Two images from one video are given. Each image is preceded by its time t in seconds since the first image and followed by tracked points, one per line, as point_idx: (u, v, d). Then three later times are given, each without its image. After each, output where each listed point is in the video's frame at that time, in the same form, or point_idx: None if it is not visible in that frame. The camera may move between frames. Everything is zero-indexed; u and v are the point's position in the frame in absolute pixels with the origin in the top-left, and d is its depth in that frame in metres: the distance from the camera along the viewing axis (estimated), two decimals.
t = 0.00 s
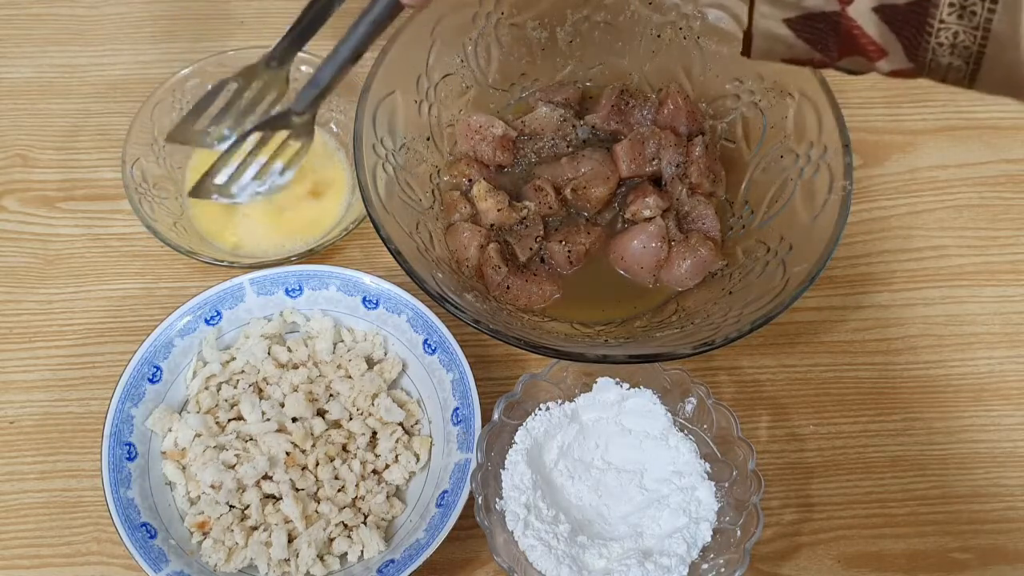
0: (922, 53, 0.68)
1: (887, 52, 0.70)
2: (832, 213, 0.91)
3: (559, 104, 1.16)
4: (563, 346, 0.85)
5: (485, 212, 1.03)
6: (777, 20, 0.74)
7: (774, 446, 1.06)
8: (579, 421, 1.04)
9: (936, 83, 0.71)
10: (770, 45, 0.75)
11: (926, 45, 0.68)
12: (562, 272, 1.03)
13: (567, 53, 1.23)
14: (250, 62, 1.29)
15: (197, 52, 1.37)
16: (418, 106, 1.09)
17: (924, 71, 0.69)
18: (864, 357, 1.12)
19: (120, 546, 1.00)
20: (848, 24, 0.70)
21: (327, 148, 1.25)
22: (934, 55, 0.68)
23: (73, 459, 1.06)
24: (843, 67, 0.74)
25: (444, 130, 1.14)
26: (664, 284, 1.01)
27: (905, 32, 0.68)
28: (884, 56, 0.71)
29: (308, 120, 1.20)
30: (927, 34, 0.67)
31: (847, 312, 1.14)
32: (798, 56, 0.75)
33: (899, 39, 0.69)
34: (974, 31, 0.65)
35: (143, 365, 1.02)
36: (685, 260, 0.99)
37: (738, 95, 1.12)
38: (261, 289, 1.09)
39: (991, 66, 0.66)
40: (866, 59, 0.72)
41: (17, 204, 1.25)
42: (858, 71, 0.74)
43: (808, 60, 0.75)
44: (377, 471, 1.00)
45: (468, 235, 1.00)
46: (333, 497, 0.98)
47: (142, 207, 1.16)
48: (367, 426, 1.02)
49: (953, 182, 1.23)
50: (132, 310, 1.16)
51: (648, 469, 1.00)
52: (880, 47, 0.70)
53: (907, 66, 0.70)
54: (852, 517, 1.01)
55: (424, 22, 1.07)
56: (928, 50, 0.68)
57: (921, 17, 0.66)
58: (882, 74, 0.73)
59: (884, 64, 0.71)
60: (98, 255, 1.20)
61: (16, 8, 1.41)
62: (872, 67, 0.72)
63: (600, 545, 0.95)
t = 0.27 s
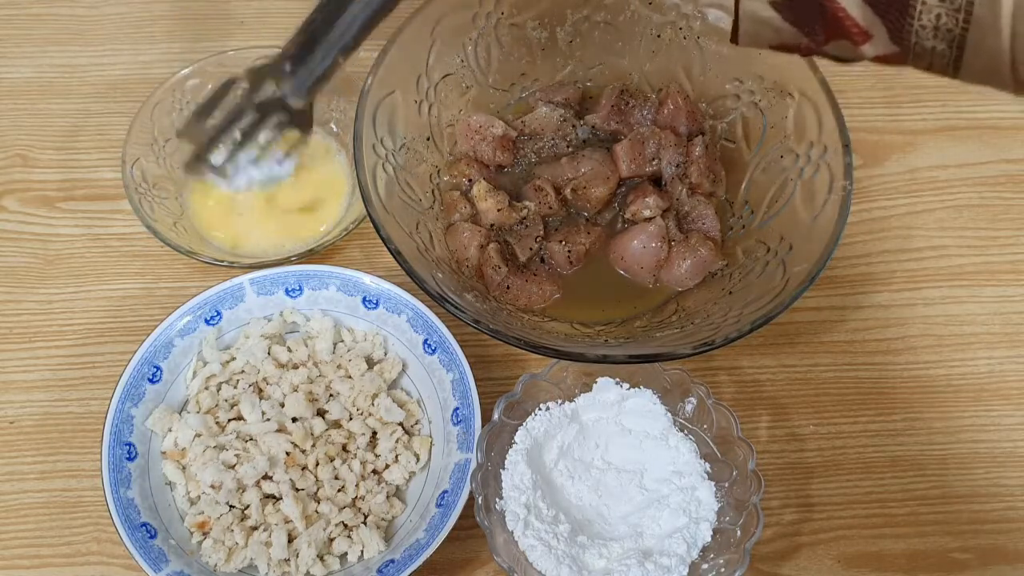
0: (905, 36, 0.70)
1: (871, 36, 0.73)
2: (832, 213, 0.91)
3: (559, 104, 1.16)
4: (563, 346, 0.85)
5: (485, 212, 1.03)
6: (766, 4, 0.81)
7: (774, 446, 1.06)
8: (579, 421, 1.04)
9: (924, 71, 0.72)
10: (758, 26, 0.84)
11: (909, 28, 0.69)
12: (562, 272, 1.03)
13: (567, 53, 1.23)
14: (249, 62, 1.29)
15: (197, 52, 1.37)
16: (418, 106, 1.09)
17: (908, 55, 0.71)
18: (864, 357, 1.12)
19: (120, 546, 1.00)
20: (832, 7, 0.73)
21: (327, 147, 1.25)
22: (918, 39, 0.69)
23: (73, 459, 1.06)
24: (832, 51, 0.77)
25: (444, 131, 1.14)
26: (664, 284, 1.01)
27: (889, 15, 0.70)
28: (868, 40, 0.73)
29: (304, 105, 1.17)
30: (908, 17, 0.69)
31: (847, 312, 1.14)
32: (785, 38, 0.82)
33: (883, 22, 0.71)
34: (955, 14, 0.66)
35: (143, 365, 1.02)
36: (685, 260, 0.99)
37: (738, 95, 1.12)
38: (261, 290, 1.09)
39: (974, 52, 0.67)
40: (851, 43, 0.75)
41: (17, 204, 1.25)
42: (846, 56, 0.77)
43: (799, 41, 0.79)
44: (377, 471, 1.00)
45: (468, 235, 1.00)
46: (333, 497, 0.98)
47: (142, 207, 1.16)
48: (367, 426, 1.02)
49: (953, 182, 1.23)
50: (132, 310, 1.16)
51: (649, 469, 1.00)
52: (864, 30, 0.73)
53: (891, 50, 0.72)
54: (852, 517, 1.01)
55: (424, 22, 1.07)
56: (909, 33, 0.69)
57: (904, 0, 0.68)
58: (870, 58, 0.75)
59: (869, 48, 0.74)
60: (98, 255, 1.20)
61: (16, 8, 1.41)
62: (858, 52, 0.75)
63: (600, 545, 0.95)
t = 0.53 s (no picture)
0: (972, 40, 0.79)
1: (933, 45, 0.81)
2: (832, 213, 0.91)
3: (559, 104, 1.16)
4: (563, 346, 0.85)
5: (485, 212, 1.03)
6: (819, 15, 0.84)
7: (774, 446, 1.06)
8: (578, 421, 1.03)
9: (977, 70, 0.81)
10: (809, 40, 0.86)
11: (975, 35, 0.79)
12: (562, 272, 1.03)
13: (568, 53, 1.23)
14: (250, 62, 1.29)
15: (197, 52, 1.37)
16: (418, 106, 1.09)
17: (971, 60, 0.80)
18: (864, 357, 1.12)
19: (120, 546, 1.00)
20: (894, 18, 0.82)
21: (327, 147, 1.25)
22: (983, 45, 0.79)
23: (73, 459, 1.06)
24: (885, 59, 0.84)
25: (444, 130, 1.14)
26: (664, 284, 1.01)
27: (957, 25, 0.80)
28: (932, 49, 0.82)
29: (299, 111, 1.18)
30: (978, 26, 0.79)
31: (847, 312, 1.14)
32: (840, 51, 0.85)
33: (947, 32, 0.80)
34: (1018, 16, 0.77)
35: (143, 365, 1.02)
36: (685, 260, 0.98)
37: (738, 95, 1.12)
38: (261, 290, 1.09)
39: None
40: (912, 52, 0.83)
41: (17, 204, 1.25)
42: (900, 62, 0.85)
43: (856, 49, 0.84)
44: (377, 471, 1.00)
45: (468, 235, 1.00)
46: (333, 497, 0.98)
47: (142, 207, 1.16)
48: (367, 426, 1.02)
49: (953, 182, 1.23)
50: (132, 310, 1.16)
51: (649, 469, 1.00)
52: (927, 41, 0.82)
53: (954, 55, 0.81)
54: (852, 518, 1.01)
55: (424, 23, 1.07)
56: (977, 40, 0.79)
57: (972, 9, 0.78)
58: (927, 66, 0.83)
59: (933, 54, 0.82)
60: (98, 255, 1.20)
61: (16, 8, 1.41)
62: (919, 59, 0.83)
63: (600, 545, 0.95)
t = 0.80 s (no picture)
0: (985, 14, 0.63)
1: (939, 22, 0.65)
2: (832, 213, 0.91)
3: (559, 104, 1.16)
4: (563, 346, 0.85)
5: (485, 212, 1.03)
6: None
7: (774, 446, 1.06)
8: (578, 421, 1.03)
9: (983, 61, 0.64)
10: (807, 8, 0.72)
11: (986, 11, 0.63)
12: (562, 272, 1.03)
13: (568, 53, 1.22)
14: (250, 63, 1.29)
15: (197, 52, 1.37)
16: (418, 106, 1.09)
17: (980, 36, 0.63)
18: (864, 357, 1.12)
19: (120, 546, 1.00)
20: None
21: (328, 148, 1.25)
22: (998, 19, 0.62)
23: (73, 459, 1.06)
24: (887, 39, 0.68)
25: (444, 131, 1.14)
26: (664, 284, 1.01)
27: None
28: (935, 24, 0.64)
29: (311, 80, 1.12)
30: None
31: (847, 312, 1.14)
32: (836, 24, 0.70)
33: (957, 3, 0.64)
34: None
35: (143, 365, 1.02)
36: (685, 260, 0.98)
37: (738, 95, 1.12)
38: (261, 290, 1.09)
39: None
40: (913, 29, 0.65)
41: (17, 205, 1.25)
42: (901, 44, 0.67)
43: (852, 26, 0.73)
44: (377, 471, 1.00)
45: (468, 235, 1.00)
46: (333, 497, 0.98)
47: (142, 207, 1.16)
48: (367, 426, 1.02)
49: (953, 182, 1.23)
50: (132, 310, 1.16)
51: (649, 469, 1.00)
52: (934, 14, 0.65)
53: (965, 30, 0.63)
54: (852, 518, 1.01)
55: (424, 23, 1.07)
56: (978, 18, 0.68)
57: None
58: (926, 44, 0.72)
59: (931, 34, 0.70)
60: (98, 255, 1.20)
61: (16, 8, 1.41)
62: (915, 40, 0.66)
63: (600, 545, 0.95)
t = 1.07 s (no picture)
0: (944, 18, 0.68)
1: (905, 21, 0.70)
2: (832, 213, 0.91)
3: (559, 104, 1.16)
4: (563, 346, 0.85)
5: (485, 212, 1.03)
6: None
7: (774, 446, 1.06)
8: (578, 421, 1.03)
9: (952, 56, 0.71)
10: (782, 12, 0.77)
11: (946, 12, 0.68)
12: (562, 272, 1.03)
13: (568, 53, 1.23)
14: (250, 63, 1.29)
15: (197, 52, 1.37)
16: (418, 106, 1.09)
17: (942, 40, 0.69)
18: (864, 357, 1.12)
19: (120, 546, 1.00)
20: None
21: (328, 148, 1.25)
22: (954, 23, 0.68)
23: (73, 459, 1.06)
24: (860, 38, 0.73)
25: (444, 131, 1.14)
26: (664, 284, 1.01)
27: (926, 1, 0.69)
28: (901, 25, 0.70)
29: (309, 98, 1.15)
30: None
31: (847, 312, 1.14)
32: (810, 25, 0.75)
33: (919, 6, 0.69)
34: None
35: (143, 365, 1.02)
36: (685, 260, 0.99)
37: (738, 95, 1.12)
38: (261, 290, 1.09)
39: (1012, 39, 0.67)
40: (882, 29, 0.71)
41: (17, 204, 1.25)
42: (872, 44, 0.73)
43: (825, 26, 0.74)
44: (377, 471, 1.00)
45: (468, 235, 1.00)
46: (333, 497, 0.98)
47: (142, 207, 1.16)
48: (367, 426, 1.02)
49: (953, 182, 1.23)
50: (132, 310, 1.16)
51: (648, 468, 1.00)
52: (899, 15, 0.70)
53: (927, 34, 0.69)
54: (852, 517, 1.01)
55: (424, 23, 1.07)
56: (947, 18, 0.67)
57: None
58: (899, 45, 0.72)
59: (903, 35, 0.71)
60: (98, 255, 1.20)
61: (15, 8, 1.41)
62: (888, 39, 0.72)
63: (600, 545, 0.95)
